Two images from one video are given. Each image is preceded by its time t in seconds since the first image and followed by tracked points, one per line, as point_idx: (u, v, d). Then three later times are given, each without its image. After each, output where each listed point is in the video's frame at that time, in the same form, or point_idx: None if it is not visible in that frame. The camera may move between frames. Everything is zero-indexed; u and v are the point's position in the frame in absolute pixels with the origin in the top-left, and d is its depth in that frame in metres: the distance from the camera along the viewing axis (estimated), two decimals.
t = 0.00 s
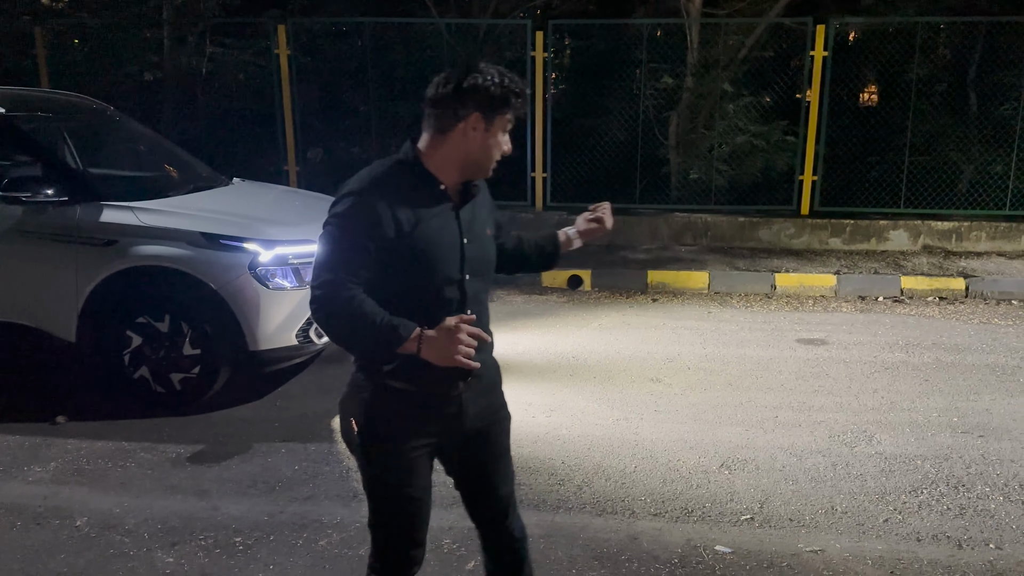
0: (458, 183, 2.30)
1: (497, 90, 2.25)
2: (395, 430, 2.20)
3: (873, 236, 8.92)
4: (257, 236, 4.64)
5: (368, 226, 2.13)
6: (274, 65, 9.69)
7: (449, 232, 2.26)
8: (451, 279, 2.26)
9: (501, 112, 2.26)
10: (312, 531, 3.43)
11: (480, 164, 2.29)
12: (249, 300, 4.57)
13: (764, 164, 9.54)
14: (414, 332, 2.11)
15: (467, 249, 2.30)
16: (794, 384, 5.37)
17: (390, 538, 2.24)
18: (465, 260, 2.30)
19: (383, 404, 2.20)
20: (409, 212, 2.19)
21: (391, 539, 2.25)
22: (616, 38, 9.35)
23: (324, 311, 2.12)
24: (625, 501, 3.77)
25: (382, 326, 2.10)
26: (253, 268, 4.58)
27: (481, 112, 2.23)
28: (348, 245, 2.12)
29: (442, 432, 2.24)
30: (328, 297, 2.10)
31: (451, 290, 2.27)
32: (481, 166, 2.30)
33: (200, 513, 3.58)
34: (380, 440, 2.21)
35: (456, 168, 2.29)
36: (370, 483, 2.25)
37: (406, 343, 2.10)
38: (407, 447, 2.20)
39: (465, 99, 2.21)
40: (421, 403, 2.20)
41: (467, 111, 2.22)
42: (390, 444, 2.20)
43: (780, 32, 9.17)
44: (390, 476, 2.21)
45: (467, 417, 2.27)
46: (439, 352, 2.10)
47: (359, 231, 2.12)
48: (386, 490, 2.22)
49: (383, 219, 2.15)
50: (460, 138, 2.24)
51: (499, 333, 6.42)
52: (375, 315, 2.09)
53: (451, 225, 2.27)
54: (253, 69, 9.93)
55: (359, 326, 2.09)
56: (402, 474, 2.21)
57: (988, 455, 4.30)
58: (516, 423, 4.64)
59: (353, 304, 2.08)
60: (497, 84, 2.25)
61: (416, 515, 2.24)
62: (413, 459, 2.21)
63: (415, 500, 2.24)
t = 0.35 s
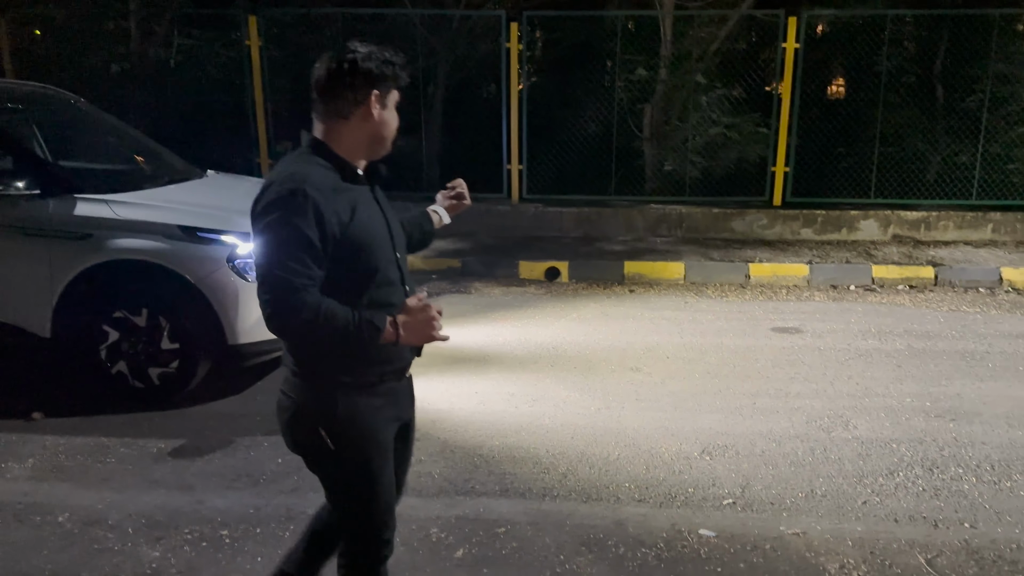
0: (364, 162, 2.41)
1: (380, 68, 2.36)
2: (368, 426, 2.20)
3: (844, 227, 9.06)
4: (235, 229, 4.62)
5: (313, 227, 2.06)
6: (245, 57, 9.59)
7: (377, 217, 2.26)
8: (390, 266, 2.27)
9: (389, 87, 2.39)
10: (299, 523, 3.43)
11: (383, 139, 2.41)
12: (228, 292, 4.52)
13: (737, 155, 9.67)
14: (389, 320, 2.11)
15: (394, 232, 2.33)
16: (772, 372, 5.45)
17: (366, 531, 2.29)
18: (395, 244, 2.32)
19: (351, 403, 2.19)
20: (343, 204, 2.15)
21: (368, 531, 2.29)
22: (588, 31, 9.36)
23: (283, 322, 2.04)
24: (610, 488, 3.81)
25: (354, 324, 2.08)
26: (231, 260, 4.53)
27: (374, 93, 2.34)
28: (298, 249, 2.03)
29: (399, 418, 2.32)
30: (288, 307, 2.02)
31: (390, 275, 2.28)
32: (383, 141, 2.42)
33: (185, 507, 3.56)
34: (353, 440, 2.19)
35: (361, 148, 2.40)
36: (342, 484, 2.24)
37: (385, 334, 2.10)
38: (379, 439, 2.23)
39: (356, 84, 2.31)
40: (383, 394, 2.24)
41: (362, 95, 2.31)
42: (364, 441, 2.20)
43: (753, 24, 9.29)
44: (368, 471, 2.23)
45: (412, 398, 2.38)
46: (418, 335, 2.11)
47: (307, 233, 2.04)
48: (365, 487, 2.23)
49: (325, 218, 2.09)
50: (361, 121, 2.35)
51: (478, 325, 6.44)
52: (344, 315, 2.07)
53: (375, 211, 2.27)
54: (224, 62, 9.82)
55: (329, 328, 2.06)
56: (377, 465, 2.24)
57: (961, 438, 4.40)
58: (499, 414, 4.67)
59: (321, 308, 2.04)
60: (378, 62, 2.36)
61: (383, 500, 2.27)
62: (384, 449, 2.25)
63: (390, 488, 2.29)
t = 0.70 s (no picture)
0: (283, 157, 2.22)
1: (300, 57, 2.19)
2: (288, 404, 2.15)
3: (827, 216, 9.15)
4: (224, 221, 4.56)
5: (230, 203, 2.01)
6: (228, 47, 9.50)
7: (300, 206, 2.22)
8: (308, 250, 2.22)
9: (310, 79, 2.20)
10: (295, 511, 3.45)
11: (303, 134, 2.22)
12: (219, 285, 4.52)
13: (719, 146, 9.72)
14: (302, 292, 2.10)
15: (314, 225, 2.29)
16: (759, 358, 5.53)
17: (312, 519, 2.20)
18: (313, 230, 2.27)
19: (267, 383, 2.13)
20: (266, 187, 2.10)
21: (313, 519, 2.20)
22: (572, 20, 9.42)
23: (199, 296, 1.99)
24: (602, 474, 3.85)
25: (270, 299, 2.04)
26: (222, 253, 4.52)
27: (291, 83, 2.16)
28: (216, 224, 1.98)
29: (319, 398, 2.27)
30: (206, 281, 1.97)
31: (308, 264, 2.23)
32: (304, 136, 2.23)
33: (181, 498, 3.56)
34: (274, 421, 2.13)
35: (279, 138, 2.20)
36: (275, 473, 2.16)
37: (299, 305, 2.09)
38: (304, 418, 2.18)
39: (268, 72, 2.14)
40: (299, 371, 2.20)
41: (274, 82, 2.15)
42: (287, 421, 2.14)
43: (735, 14, 9.36)
44: (298, 452, 2.16)
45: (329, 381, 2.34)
46: (333, 304, 2.10)
47: (225, 209, 1.99)
48: (299, 470, 2.16)
49: (243, 195, 2.03)
50: (275, 111, 2.17)
51: (466, 315, 6.47)
52: (261, 291, 2.03)
53: (294, 197, 2.21)
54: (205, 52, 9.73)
55: (244, 303, 2.01)
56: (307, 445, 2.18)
57: (945, 422, 4.49)
58: (490, 402, 4.71)
59: (238, 284, 1.99)
60: (299, 52, 2.19)
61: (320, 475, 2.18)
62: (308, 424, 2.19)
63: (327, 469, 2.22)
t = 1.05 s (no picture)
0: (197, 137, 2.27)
1: (179, 35, 2.22)
2: (210, 384, 2.27)
3: (824, 212, 9.18)
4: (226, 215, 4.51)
5: (155, 185, 2.11)
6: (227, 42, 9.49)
7: (224, 186, 2.31)
8: (236, 228, 2.33)
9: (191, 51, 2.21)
10: (300, 504, 3.48)
11: (201, 109, 2.24)
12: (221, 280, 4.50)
13: (718, 142, 9.74)
14: (233, 267, 2.20)
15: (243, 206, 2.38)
16: (757, 354, 5.55)
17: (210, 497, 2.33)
18: (243, 211, 2.37)
19: (193, 366, 2.24)
20: (189, 168, 2.21)
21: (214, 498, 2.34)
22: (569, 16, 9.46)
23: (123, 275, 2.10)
24: (604, 468, 3.88)
25: (195, 276, 2.15)
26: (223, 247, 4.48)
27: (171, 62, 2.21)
28: (139, 205, 2.08)
29: (248, 381, 2.38)
30: (129, 260, 2.08)
31: (237, 243, 2.33)
32: (205, 110, 2.25)
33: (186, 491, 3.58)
34: (197, 402, 2.25)
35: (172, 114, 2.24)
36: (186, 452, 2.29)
37: (227, 281, 2.19)
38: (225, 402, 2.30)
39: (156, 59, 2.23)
40: (227, 354, 2.30)
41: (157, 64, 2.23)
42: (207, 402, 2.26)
43: (731, 10, 9.39)
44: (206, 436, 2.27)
45: (263, 364, 2.45)
46: (262, 275, 2.20)
47: (149, 189, 2.10)
48: (208, 450, 2.28)
49: (165, 175, 2.13)
50: (169, 94, 2.24)
51: (465, 311, 6.49)
52: (192, 266, 2.14)
53: (220, 176, 2.31)
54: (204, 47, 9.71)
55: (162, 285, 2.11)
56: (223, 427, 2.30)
57: (943, 416, 4.52)
58: (491, 396, 4.73)
59: (167, 262, 2.10)
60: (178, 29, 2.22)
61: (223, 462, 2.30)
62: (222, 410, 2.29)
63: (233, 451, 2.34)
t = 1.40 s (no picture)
0: (124, 147, 2.34)
1: (97, 48, 2.33)
2: (134, 383, 2.33)
3: (843, 215, 9.14)
4: (250, 215, 4.59)
5: (74, 197, 2.20)
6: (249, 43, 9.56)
7: (152, 192, 2.36)
8: (170, 234, 2.39)
9: (107, 63, 2.31)
10: (323, 501, 3.52)
11: (121, 119, 2.33)
12: (246, 279, 4.56)
13: (737, 144, 9.73)
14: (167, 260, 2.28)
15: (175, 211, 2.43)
16: (777, 357, 5.55)
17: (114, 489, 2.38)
18: (175, 216, 2.42)
19: (118, 364, 2.32)
20: (111, 177, 2.28)
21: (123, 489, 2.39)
22: (589, 20, 9.50)
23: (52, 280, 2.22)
24: (623, 469, 3.89)
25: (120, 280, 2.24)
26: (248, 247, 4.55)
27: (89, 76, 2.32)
28: (60, 216, 2.19)
29: (182, 385, 2.41)
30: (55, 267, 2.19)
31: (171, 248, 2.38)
32: (127, 119, 2.33)
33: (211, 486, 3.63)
34: (114, 398, 2.32)
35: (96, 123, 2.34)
36: (99, 445, 2.35)
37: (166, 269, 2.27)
38: (147, 402, 2.34)
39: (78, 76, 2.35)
40: (156, 355, 2.35)
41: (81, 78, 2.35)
42: (126, 399, 2.32)
43: (750, 15, 9.36)
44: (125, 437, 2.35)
45: (207, 370, 2.46)
46: (199, 266, 2.27)
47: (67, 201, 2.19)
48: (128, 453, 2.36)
49: (86, 187, 2.22)
50: (95, 108, 2.34)
51: (484, 312, 6.51)
52: (118, 271, 2.24)
53: (150, 184, 2.37)
54: (225, 48, 9.78)
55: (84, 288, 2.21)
56: (140, 425, 2.35)
57: (963, 422, 4.50)
58: (510, 397, 4.75)
59: (89, 268, 2.20)
60: (93, 44, 2.33)
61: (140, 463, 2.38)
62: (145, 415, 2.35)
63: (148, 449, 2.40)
